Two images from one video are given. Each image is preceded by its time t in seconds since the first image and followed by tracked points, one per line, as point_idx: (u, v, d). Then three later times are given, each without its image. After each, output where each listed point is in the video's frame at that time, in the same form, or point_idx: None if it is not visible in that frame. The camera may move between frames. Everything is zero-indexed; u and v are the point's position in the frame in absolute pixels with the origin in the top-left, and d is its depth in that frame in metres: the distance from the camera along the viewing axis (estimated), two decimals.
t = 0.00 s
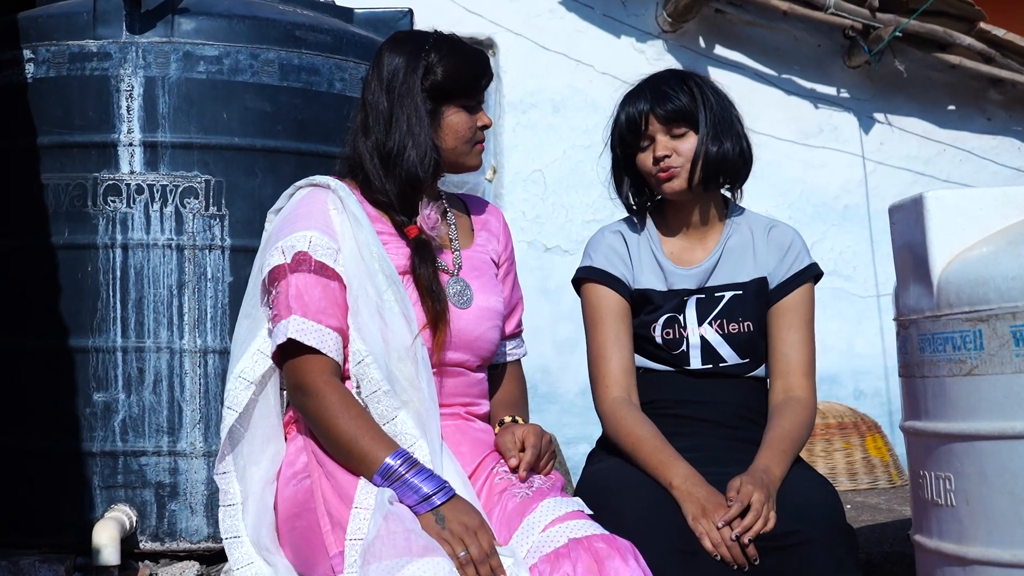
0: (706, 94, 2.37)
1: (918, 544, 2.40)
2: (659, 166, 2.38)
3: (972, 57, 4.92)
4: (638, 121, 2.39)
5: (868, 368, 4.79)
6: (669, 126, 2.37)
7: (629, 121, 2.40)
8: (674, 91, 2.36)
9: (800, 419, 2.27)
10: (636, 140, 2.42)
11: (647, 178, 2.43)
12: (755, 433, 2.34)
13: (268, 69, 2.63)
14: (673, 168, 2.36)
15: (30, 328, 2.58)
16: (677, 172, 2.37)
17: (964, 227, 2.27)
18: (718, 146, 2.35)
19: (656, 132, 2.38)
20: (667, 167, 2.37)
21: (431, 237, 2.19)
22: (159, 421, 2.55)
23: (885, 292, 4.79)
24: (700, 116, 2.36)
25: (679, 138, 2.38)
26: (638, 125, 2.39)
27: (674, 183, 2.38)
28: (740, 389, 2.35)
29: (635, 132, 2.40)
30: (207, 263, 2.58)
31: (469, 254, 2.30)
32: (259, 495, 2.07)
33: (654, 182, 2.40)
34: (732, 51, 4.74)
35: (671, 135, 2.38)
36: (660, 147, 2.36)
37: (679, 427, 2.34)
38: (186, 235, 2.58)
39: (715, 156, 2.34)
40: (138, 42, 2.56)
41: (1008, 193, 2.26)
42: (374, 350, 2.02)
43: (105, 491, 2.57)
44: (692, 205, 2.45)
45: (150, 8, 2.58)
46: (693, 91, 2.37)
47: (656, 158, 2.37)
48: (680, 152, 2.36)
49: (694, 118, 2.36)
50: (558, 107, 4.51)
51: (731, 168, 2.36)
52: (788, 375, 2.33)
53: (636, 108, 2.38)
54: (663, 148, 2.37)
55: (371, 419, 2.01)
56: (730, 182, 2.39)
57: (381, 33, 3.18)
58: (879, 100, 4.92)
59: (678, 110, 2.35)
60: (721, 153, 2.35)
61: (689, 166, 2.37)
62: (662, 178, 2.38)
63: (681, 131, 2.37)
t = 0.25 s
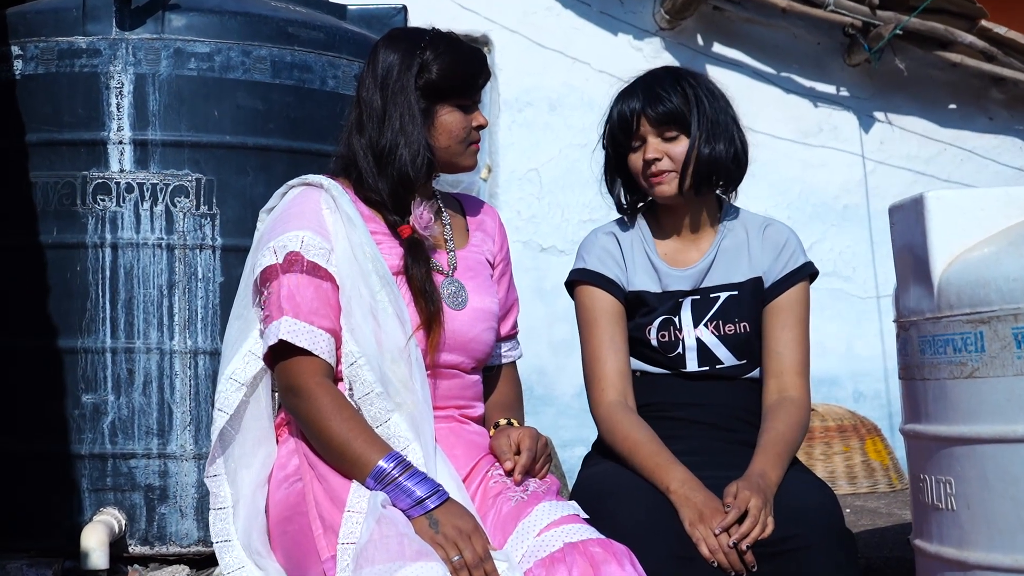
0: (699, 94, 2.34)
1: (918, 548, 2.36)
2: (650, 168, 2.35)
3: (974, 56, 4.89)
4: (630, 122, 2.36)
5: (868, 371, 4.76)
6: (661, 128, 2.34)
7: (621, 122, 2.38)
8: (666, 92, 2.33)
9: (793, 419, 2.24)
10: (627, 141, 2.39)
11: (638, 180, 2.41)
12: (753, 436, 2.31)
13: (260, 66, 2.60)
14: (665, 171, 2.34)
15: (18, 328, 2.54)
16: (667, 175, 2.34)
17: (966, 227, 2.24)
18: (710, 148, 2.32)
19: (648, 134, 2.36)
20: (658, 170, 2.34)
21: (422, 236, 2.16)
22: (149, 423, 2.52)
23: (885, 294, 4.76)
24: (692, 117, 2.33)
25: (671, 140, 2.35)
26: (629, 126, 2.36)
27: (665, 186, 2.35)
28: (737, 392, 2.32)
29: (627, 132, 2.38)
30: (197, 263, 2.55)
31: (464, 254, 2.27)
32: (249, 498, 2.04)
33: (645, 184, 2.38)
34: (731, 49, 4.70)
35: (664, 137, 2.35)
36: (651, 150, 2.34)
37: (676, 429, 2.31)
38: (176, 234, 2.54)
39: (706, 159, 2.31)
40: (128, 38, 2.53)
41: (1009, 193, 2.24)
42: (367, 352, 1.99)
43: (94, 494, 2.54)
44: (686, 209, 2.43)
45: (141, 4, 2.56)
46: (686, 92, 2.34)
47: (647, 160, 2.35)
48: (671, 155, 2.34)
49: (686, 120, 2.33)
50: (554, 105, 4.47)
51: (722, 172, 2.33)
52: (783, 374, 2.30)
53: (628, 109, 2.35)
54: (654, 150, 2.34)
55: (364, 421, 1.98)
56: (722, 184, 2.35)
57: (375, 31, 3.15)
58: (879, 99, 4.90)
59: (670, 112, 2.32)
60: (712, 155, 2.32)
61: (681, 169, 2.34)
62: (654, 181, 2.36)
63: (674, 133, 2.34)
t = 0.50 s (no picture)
0: (693, 97, 2.29)
1: (918, 555, 2.32)
2: (643, 173, 2.32)
3: (976, 55, 4.85)
4: (622, 124, 2.32)
5: (868, 374, 4.72)
6: (654, 132, 2.31)
7: (614, 124, 2.34)
8: (660, 94, 2.29)
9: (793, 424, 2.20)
10: (621, 143, 2.36)
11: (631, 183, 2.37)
12: (751, 441, 2.28)
13: (251, 63, 2.57)
14: (657, 177, 2.31)
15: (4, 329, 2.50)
16: (659, 181, 2.31)
17: (968, 229, 2.19)
18: (704, 151, 2.27)
19: (641, 138, 2.32)
20: (651, 175, 2.31)
21: (415, 237, 2.11)
22: (137, 426, 2.49)
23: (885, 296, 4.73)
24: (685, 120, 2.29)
25: (664, 143, 2.31)
26: (622, 129, 2.33)
27: (658, 189, 2.32)
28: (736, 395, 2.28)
29: (619, 134, 2.34)
30: (187, 264, 2.52)
31: (458, 255, 2.23)
32: (239, 503, 2.00)
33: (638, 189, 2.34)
34: (729, 47, 4.67)
35: (657, 140, 2.32)
36: (643, 154, 2.30)
37: (672, 434, 2.27)
38: (165, 234, 2.51)
39: (699, 162, 2.27)
40: (116, 35, 2.50)
41: (1012, 194, 2.20)
42: (359, 355, 1.95)
43: (81, 498, 2.50)
44: (683, 214, 2.40)
45: None
46: (680, 94, 2.30)
47: (640, 164, 2.31)
48: (664, 160, 2.31)
49: (679, 123, 2.29)
50: (549, 104, 4.44)
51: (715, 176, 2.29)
52: (781, 376, 2.26)
53: (621, 112, 2.32)
54: (646, 154, 2.31)
55: (356, 424, 1.94)
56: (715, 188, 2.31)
57: (368, 28, 3.13)
58: (880, 98, 4.86)
59: (663, 114, 2.28)
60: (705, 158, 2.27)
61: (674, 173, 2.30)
62: (646, 184, 2.32)
63: (667, 138, 2.31)
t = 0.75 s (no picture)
0: (707, 93, 2.28)
1: (919, 560, 2.29)
2: (659, 172, 2.28)
3: (978, 53, 4.82)
4: (637, 120, 2.27)
5: (869, 377, 4.70)
6: (671, 130, 2.27)
7: (626, 119, 2.28)
8: (673, 89, 2.26)
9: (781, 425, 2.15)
10: (631, 140, 2.30)
11: (639, 182, 2.32)
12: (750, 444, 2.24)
13: (244, 61, 2.54)
14: (675, 176, 2.27)
15: None
16: (678, 180, 2.27)
17: (971, 230, 2.15)
18: (724, 149, 2.27)
19: (656, 136, 2.27)
20: (668, 175, 2.27)
21: (408, 237, 2.09)
22: (128, 429, 2.47)
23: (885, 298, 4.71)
24: (701, 117, 2.27)
25: (680, 140, 2.28)
26: (636, 126, 2.27)
27: (676, 188, 2.28)
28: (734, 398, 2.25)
29: (633, 132, 2.28)
30: (179, 265, 2.49)
31: (454, 256, 2.20)
32: (232, 508, 1.96)
33: (652, 188, 2.30)
34: (728, 45, 4.64)
35: (672, 138, 2.28)
36: (662, 153, 2.26)
37: (671, 437, 2.24)
38: (157, 234, 2.48)
39: (720, 160, 2.26)
40: (107, 32, 2.48)
41: (1015, 194, 2.16)
42: (353, 357, 1.92)
43: (72, 502, 2.48)
44: (686, 214, 2.36)
45: None
46: (693, 90, 2.27)
47: (657, 161, 2.27)
48: (682, 159, 2.27)
49: (698, 120, 2.27)
50: (546, 103, 4.41)
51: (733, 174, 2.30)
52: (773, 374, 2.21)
53: (636, 107, 2.26)
54: (665, 151, 2.27)
55: (350, 428, 1.91)
56: (729, 186, 2.30)
57: (362, 26, 3.12)
58: (881, 98, 4.83)
59: (681, 111, 2.25)
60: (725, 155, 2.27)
61: (692, 171, 2.28)
62: (663, 182, 2.28)
63: (683, 136, 2.27)
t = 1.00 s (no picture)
0: (701, 95, 2.26)
1: (918, 563, 2.27)
2: (653, 175, 2.26)
3: (978, 53, 4.81)
4: (630, 123, 2.26)
5: (868, 379, 4.69)
6: (665, 132, 2.26)
7: (620, 121, 2.27)
8: (668, 91, 2.24)
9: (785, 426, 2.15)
10: (625, 142, 2.29)
11: (634, 184, 2.31)
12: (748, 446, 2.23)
13: (239, 61, 2.54)
14: (668, 179, 2.26)
15: None
16: (671, 182, 2.26)
17: (970, 231, 2.14)
18: (717, 151, 2.25)
19: (650, 138, 2.26)
20: (662, 177, 2.26)
21: (401, 237, 2.07)
22: (123, 431, 2.46)
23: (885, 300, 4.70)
24: (695, 119, 2.25)
25: (674, 143, 2.27)
26: (630, 128, 2.26)
27: (669, 191, 2.27)
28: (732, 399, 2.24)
29: (627, 134, 2.27)
30: (174, 265, 2.49)
31: (452, 257, 2.19)
32: (227, 510, 1.94)
33: (645, 190, 2.29)
34: (727, 45, 4.63)
35: (666, 140, 2.27)
36: (655, 156, 2.24)
37: (668, 440, 2.22)
38: (152, 235, 2.48)
39: (714, 163, 2.24)
40: (102, 32, 2.48)
41: (1013, 195, 2.15)
42: (349, 358, 1.91)
43: (66, 504, 2.47)
44: (682, 216, 2.35)
45: None
46: (688, 91, 2.25)
47: (651, 165, 2.25)
48: (675, 161, 2.26)
49: (692, 122, 2.25)
50: (544, 103, 4.39)
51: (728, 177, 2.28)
52: (777, 378, 2.21)
53: (629, 110, 2.25)
54: (658, 154, 2.25)
55: (346, 429, 1.89)
56: (725, 189, 2.28)
57: (358, 26, 3.10)
58: (880, 98, 4.82)
59: (675, 113, 2.23)
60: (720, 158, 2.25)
61: (685, 175, 2.27)
62: (656, 186, 2.27)
63: (678, 138, 2.26)
